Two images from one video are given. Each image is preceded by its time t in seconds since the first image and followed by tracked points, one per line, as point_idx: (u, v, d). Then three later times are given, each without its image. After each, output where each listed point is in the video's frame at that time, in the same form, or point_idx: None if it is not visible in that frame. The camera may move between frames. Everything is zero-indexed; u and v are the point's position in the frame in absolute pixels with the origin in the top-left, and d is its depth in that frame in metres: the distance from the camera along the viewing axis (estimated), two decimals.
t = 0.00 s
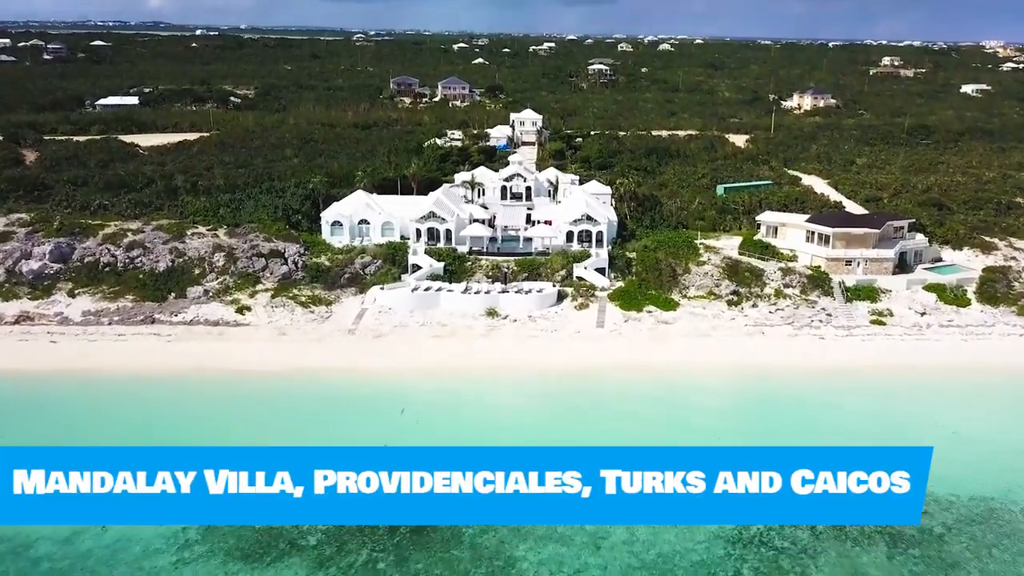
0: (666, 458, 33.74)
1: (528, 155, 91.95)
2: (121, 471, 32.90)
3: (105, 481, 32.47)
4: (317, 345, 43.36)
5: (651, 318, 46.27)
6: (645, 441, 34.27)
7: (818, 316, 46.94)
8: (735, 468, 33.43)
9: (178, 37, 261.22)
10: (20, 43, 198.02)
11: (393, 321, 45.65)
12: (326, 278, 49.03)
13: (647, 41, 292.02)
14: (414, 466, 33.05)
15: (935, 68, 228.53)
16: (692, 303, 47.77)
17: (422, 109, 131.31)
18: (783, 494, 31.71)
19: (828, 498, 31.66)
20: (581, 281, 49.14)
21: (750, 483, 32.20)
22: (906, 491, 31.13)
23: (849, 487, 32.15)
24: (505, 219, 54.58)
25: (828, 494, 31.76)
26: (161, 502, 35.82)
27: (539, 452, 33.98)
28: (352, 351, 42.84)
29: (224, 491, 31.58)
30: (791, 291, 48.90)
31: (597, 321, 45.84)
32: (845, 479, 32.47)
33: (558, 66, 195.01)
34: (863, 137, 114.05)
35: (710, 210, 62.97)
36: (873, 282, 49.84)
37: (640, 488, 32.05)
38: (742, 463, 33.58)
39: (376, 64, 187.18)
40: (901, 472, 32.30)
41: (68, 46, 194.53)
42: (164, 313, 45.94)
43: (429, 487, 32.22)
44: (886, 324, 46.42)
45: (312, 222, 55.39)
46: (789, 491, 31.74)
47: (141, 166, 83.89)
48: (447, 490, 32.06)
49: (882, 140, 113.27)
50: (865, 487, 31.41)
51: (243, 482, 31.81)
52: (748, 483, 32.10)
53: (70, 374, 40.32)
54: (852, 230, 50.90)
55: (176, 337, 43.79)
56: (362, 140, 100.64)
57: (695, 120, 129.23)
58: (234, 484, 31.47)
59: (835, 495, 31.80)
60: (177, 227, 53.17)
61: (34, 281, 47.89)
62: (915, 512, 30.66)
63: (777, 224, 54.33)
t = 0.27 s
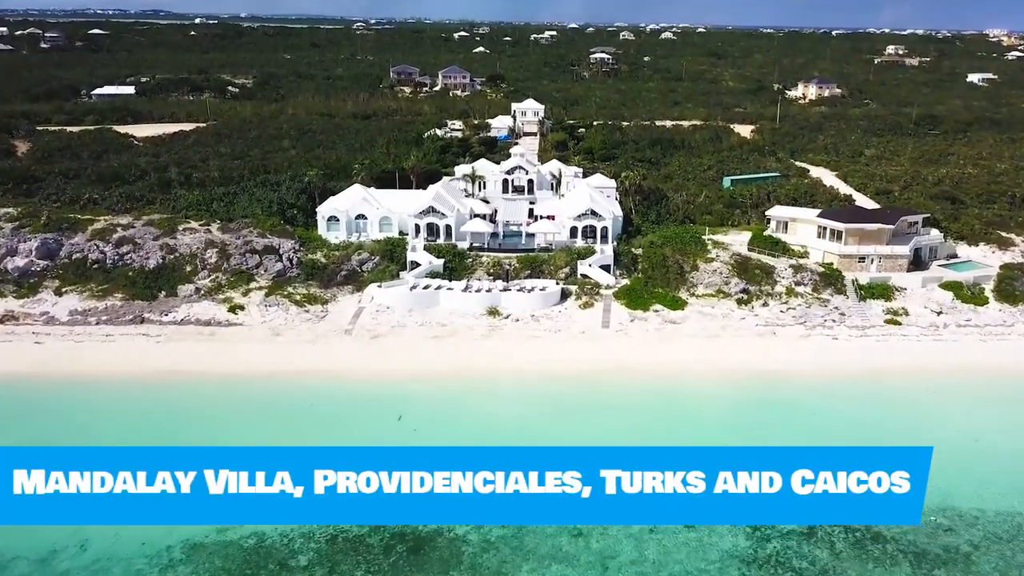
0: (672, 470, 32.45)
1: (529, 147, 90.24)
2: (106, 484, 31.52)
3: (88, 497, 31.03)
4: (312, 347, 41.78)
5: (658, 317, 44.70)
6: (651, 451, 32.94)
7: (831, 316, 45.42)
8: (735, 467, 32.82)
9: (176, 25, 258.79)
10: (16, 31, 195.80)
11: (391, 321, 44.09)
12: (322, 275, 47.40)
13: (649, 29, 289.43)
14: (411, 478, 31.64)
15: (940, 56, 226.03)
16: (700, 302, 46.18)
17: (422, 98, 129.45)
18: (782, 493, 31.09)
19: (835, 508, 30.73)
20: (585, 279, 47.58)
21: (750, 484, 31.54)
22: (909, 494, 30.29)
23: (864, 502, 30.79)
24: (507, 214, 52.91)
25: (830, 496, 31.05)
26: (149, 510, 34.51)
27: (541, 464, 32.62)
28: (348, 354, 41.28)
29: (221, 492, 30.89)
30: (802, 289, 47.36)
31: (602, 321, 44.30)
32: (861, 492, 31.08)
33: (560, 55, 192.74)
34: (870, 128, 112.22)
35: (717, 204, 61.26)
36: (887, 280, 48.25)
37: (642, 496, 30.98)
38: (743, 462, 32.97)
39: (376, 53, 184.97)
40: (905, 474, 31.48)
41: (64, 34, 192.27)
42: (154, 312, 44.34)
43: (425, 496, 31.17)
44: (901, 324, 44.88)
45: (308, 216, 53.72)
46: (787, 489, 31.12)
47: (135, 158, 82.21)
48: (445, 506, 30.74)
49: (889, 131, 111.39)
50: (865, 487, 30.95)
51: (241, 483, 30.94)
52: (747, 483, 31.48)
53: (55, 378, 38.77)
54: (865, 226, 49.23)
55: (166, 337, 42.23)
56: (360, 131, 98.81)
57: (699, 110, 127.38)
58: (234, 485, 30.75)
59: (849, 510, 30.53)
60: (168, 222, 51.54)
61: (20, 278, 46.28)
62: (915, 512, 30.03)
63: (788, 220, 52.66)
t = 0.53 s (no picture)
0: (672, 470, 31.78)
1: (531, 138, 88.51)
2: (106, 484, 31.19)
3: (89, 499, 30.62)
4: (307, 350, 40.24)
5: (666, 318, 43.12)
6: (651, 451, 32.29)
7: (845, 316, 43.82)
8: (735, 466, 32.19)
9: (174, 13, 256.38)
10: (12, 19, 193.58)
11: (389, 322, 42.54)
12: (317, 273, 45.81)
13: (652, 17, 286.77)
14: (412, 479, 31.00)
15: (946, 45, 223.40)
16: (709, 302, 44.59)
17: (422, 88, 127.57)
18: (782, 493, 30.58)
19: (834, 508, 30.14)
20: (590, 277, 46.02)
21: (750, 483, 31.02)
22: (909, 495, 29.71)
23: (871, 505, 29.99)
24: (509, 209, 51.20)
25: (830, 496, 30.42)
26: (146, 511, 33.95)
27: (541, 464, 31.99)
28: (343, 355, 39.89)
29: (222, 491, 30.40)
30: (814, 288, 45.78)
31: (607, 321, 42.78)
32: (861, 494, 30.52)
33: (562, 43, 190.46)
34: (877, 118, 110.35)
35: (725, 198, 59.52)
36: (902, 278, 46.62)
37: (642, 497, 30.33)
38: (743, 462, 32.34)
39: (376, 41, 182.80)
40: (904, 474, 30.92)
41: (61, 22, 190.11)
42: (143, 313, 42.76)
43: (425, 496, 30.52)
44: (917, 324, 43.27)
45: (304, 211, 52.08)
46: (789, 489, 30.61)
47: (129, 149, 80.53)
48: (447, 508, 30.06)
49: (897, 121, 109.44)
50: (864, 487, 30.35)
51: (241, 483, 30.64)
52: (748, 482, 30.93)
53: (38, 383, 37.28)
54: (880, 222, 47.51)
55: (155, 339, 40.72)
56: (359, 121, 97.00)
57: (703, 100, 125.47)
58: (234, 484, 30.44)
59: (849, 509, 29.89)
60: (159, 218, 49.98)
61: (4, 276, 44.71)
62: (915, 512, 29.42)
63: (799, 215, 50.94)
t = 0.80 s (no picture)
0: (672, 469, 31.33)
1: (533, 129, 86.79)
2: (105, 484, 30.77)
3: (89, 497, 30.25)
4: (303, 354, 38.69)
5: (674, 318, 41.57)
6: (651, 449, 31.68)
7: (860, 317, 42.27)
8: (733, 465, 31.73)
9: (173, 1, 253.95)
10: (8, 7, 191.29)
11: (387, 323, 41.00)
12: (313, 271, 44.20)
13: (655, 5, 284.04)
14: (410, 478, 30.70)
15: (951, 33, 220.81)
16: (718, 301, 43.03)
17: (422, 77, 125.69)
18: (782, 493, 30.25)
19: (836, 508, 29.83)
20: (594, 276, 44.44)
21: (750, 483, 30.69)
22: (909, 494, 29.44)
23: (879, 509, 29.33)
24: (511, 204, 49.55)
25: (830, 496, 30.13)
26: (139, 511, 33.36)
27: (541, 464, 31.40)
28: (340, 357, 38.52)
29: (221, 491, 30.03)
30: (828, 287, 44.20)
31: (613, 322, 41.29)
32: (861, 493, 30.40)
33: (564, 31, 188.11)
34: (885, 108, 108.46)
35: (733, 193, 57.84)
36: (918, 278, 45.02)
37: (642, 496, 29.91)
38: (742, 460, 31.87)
39: (375, 30, 180.58)
40: (904, 474, 30.73)
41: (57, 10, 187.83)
42: (131, 313, 41.17)
43: (425, 496, 30.17)
44: (935, 325, 41.70)
45: (299, 207, 50.47)
46: (789, 489, 30.29)
47: (123, 141, 78.82)
48: (445, 509, 29.58)
49: (905, 112, 107.53)
50: (864, 487, 30.34)
51: (241, 483, 30.26)
52: (748, 483, 30.57)
53: (20, 389, 35.85)
54: (895, 218, 45.84)
55: (143, 341, 39.19)
56: (358, 112, 95.21)
57: (707, 89, 123.53)
58: (234, 484, 30.06)
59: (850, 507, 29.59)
60: (149, 214, 48.38)
61: None
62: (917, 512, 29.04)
63: (812, 211, 49.24)
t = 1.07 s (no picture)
0: (671, 469, 30.57)
1: (535, 120, 85.11)
2: (106, 484, 29.71)
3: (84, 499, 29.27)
4: (299, 358, 37.12)
5: (683, 320, 40.09)
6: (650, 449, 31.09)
7: (875, 318, 40.78)
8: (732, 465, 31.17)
9: None
10: None
11: (384, 325, 39.49)
12: (308, 271, 42.69)
13: None
14: (408, 478, 30.25)
15: (957, 21, 218.46)
16: (728, 302, 41.54)
17: (422, 66, 123.87)
18: (782, 493, 29.70)
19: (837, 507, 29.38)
20: (599, 276, 42.93)
21: (750, 483, 30.13)
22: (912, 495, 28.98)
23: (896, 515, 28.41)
24: (513, 200, 47.96)
25: (830, 496, 29.63)
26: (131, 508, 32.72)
27: (539, 464, 30.79)
28: (336, 361, 37.04)
29: (221, 491, 29.05)
30: (842, 287, 42.70)
31: (619, 324, 39.81)
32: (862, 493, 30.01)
33: (565, 20, 185.95)
34: (893, 98, 106.60)
35: (741, 188, 56.20)
36: (935, 277, 43.51)
37: (642, 497, 29.29)
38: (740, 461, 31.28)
39: (375, 18, 178.46)
40: (904, 474, 30.50)
41: None
42: (118, 315, 39.66)
43: (425, 497, 29.63)
44: (953, 327, 40.20)
45: (294, 202, 48.89)
46: (789, 488, 29.76)
47: (116, 133, 77.14)
48: (444, 508, 29.04)
49: (914, 103, 105.68)
50: (865, 487, 29.89)
51: (241, 483, 29.26)
52: (748, 482, 30.02)
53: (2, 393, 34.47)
54: (911, 215, 44.23)
55: (130, 344, 37.72)
56: (357, 103, 93.48)
57: (712, 79, 121.59)
58: (234, 484, 29.05)
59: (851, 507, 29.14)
60: (138, 210, 46.83)
61: None
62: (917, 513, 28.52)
63: (824, 207, 47.60)
